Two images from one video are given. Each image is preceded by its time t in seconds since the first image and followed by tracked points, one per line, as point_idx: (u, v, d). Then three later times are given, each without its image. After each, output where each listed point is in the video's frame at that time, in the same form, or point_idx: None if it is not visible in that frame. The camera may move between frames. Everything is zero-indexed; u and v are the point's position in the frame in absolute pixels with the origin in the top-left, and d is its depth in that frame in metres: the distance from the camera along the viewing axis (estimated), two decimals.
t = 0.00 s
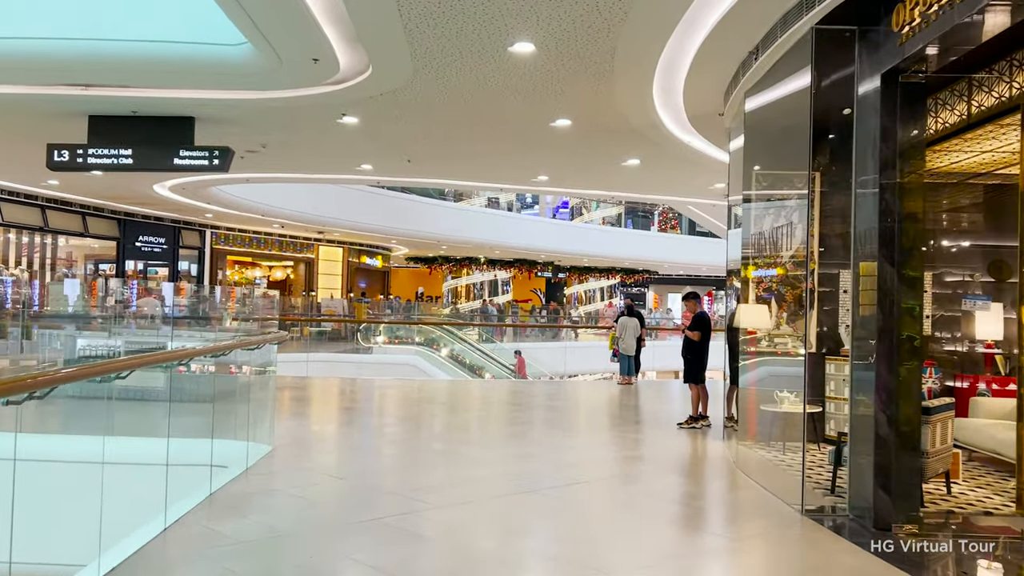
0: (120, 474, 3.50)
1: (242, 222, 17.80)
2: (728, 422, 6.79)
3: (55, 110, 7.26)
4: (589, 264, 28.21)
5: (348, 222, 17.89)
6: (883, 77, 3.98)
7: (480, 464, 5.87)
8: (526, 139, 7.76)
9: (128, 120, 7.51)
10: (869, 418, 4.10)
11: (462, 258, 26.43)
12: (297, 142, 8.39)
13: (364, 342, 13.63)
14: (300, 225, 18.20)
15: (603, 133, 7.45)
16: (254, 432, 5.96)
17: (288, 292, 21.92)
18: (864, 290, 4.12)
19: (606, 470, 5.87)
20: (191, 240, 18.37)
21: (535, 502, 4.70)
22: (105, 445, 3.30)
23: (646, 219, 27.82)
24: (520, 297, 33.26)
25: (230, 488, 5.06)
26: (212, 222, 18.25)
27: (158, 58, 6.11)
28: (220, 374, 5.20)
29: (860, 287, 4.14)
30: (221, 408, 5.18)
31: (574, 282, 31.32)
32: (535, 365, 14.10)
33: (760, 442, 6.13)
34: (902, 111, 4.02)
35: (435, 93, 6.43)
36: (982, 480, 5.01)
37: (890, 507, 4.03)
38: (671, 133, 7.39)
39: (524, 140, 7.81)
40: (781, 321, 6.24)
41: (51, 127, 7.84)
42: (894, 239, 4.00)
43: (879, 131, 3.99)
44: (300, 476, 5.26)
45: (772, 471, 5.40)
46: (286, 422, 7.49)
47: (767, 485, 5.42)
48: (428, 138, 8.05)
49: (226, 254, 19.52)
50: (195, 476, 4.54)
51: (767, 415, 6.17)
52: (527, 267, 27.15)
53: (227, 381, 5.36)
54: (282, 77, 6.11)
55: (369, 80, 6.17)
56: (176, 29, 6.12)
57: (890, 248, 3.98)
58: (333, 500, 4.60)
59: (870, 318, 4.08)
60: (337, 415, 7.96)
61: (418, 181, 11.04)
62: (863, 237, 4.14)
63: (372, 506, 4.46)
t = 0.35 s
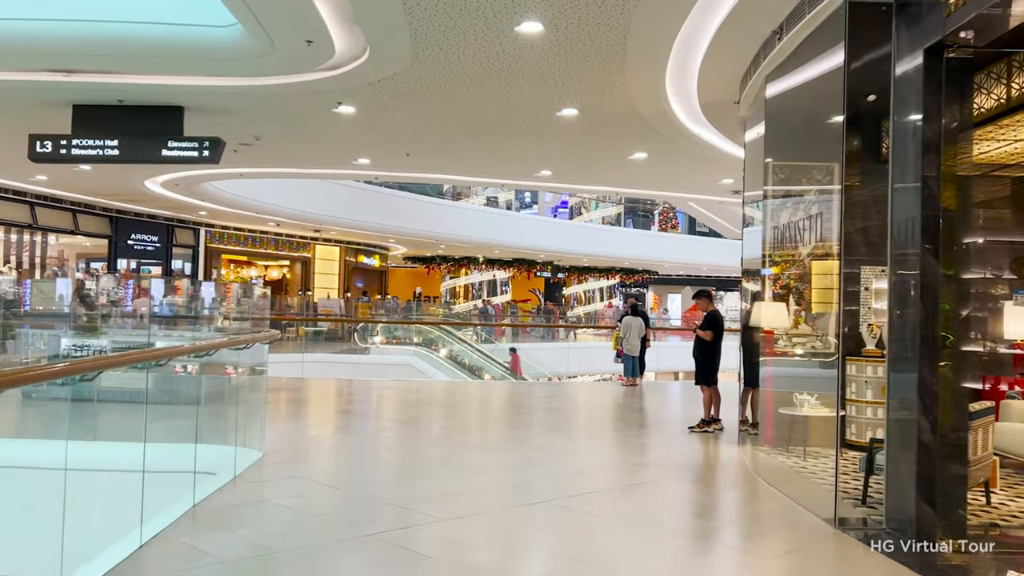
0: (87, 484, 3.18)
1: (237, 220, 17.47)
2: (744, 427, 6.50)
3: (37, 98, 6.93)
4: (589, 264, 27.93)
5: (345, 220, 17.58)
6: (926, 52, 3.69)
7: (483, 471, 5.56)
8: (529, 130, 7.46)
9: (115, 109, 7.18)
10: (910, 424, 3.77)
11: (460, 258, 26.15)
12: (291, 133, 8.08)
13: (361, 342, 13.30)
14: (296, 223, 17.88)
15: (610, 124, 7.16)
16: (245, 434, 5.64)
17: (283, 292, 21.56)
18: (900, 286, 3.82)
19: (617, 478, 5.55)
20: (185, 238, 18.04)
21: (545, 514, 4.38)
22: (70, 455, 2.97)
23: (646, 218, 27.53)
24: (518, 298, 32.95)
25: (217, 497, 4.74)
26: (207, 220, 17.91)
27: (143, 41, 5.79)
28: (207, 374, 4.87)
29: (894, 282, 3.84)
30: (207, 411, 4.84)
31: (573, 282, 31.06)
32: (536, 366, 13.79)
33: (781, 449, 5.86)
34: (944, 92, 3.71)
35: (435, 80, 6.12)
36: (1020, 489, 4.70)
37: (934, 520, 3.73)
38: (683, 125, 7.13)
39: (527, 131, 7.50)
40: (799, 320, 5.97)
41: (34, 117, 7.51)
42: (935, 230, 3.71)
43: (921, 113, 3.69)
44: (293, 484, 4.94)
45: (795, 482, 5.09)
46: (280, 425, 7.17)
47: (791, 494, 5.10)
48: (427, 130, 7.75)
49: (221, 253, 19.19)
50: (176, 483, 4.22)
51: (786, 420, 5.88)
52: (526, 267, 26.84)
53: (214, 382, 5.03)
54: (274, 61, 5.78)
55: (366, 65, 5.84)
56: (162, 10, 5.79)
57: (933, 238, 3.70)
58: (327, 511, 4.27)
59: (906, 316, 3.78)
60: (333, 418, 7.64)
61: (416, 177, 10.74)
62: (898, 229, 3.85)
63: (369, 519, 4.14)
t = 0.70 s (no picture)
0: (55, 509, 2.85)
1: (232, 220, 17.13)
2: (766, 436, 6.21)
3: (20, 90, 6.60)
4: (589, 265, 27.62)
5: (343, 221, 17.26)
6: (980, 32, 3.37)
7: (491, 486, 5.22)
8: (536, 125, 7.14)
9: (101, 102, 6.84)
10: (964, 443, 3.46)
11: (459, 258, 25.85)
12: (287, 129, 7.75)
13: (359, 344, 12.92)
14: (293, 224, 17.55)
15: (620, 118, 6.84)
16: (238, 445, 5.31)
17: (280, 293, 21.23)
18: (950, 289, 3.53)
19: (631, 492, 5.22)
20: (179, 239, 17.69)
21: (558, 537, 4.06)
22: (33, 479, 2.64)
23: (648, 219, 27.21)
24: (517, 299, 32.60)
25: (204, 516, 4.41)
26: (201, 220, 17.57)
27: (128, 29, 5.46)
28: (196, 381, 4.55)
29: (943, 284, 3.55)
30: (198, 420, 4.53)
31: (574, 284, 30.75)
32: (537, 368, 13.49)
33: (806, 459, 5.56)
34: (1000, 76, 3.38)
35: (440, 70, 5.80)
36: None
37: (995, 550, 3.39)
38: (698, 120, 6.84)
39: (534, 126, 7.18)
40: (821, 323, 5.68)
41: (17, 110, 7.18)
42: (991, 227, 3.41)
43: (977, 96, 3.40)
44: (287, 501, 4.60)
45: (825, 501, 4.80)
46: (273, 434, 6.83)
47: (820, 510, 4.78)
48: (429, 125, 7.43)
49: (216, 254, 18.84)
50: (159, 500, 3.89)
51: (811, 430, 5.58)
52: (526, 268, 26.50)
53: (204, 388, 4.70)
54: (267, 49, 5.46)
55: (364, 54, 5.52)
56: None
57: (991, 238, 3.39)
58: (322, 534, 3.95)
59: (956, 319, 3.51)
60: (330, 426, 7.30)
61: (417, 175, 10.42)
62: (948, 226, 3.55)
63: (369, 543, 3.81)
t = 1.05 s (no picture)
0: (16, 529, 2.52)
1: (228, 219, 16.79)
2: (791, 445, 5.94)
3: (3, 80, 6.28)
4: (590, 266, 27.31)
5: (341, 220, 16.95)
6: None
7: (502, 499, 4.90)
8: (545, 117, 6.81)
9: (88, 93, 6.50)
10: None
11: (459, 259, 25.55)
12: (285, 122, 7.43)
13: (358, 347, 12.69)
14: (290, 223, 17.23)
15: (633, 110, 6.51)
16: (231, 456, 4.97)
17: (277, 294, 20.89)
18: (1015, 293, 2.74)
19: (652, 505, 4.90)
20: (174, 239, 17.35)
21: (579, 559, 3.74)
22: None
23: (649, 219, 26.92)
24: (517, 300, 32.27)
25: (195, 534, 4.08)
26: (197, 220, 17.23)
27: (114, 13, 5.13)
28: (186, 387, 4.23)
29: (1004, 290, 2.78)
30: (187, 428, 4.21)
31: (574, 284, 30.45)
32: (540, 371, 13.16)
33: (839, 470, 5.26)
34: None
35: (445, 56, 5.47)
36: None
37: None
38: (715, 112, 6.53)
39: (543, 118, 6.86)
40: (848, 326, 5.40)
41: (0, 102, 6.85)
42: None
43: None
44: (284, 520, 4.28)
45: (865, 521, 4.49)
46: (269, 442, 6.48)
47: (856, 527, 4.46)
48: (432, 117, 7.09)
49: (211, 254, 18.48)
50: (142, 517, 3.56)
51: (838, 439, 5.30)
52: (526, 268, 26.18)
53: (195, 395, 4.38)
54: (263, 33, 5.13)
55: (365, 40, 5.19)
56: None
57: None
58: (322, 557, 3.63)
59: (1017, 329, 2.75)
60: (328, 433, 6.96)
61: (418, 172, 10.11)
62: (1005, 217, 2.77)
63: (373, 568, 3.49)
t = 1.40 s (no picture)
0: None
1: (223, 217, 16.45)
2: (817, 451, 5.64)
3: None
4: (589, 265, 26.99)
5: (338, 218, 16.61)
6: None
7: (510, 511, 4.58)
8: (555, 105, 6.49)
9: (71, 79, 6.18)
10: None
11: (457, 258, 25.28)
12: (281, 112, 7.11)
13: (354, 347, 12.28)
14: (286, 221, 16.90)
15: (647, 98, 6.20)
16: (222, 464, 4.66)
17: (272, 294, 20.56)
18: None
19: (671, 517, 4.59)
20: (168, 237, 17.01)
21: None
22: None
23: (649, 218, 26.62)
24: (516, 300, 31.92)
25: (178, 552, 3.75)
26: (190, 217, 16.89)
27: None
28: (173, 389, 3.93)
29: None
30: (174, 433, 3.91)
31: (573, 284, 30.14)
32: (541, 371, 12.69)
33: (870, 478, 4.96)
34: None
35: (452, 39, 5.14)
36: None
37: None
38: (731, 100, 6.23)
39: (553, 107, 6.54)
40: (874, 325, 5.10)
41: None
42: None
43: None
44: (277, 535, 3.96)
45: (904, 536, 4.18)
46: (263, 448, 6.15)
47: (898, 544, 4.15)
48: (436, 107, 6.76)
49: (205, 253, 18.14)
50: (120, 530, 3.27)
51: (868, 446, 5.00)
52: (525, 268, 25.85)
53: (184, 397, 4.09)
54: (255, 13, 4.81)
55: (362, 20, 4.86)
56: None
57: None
58: None
59: None
60: (324, 439, 6.62)
61: (417, 167, 9.78)
62: None
63: None
